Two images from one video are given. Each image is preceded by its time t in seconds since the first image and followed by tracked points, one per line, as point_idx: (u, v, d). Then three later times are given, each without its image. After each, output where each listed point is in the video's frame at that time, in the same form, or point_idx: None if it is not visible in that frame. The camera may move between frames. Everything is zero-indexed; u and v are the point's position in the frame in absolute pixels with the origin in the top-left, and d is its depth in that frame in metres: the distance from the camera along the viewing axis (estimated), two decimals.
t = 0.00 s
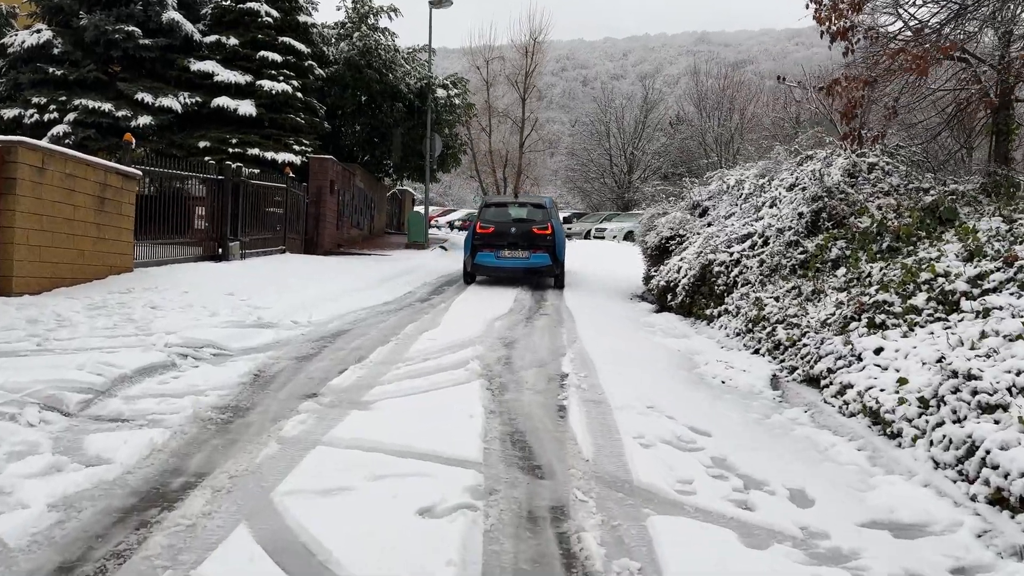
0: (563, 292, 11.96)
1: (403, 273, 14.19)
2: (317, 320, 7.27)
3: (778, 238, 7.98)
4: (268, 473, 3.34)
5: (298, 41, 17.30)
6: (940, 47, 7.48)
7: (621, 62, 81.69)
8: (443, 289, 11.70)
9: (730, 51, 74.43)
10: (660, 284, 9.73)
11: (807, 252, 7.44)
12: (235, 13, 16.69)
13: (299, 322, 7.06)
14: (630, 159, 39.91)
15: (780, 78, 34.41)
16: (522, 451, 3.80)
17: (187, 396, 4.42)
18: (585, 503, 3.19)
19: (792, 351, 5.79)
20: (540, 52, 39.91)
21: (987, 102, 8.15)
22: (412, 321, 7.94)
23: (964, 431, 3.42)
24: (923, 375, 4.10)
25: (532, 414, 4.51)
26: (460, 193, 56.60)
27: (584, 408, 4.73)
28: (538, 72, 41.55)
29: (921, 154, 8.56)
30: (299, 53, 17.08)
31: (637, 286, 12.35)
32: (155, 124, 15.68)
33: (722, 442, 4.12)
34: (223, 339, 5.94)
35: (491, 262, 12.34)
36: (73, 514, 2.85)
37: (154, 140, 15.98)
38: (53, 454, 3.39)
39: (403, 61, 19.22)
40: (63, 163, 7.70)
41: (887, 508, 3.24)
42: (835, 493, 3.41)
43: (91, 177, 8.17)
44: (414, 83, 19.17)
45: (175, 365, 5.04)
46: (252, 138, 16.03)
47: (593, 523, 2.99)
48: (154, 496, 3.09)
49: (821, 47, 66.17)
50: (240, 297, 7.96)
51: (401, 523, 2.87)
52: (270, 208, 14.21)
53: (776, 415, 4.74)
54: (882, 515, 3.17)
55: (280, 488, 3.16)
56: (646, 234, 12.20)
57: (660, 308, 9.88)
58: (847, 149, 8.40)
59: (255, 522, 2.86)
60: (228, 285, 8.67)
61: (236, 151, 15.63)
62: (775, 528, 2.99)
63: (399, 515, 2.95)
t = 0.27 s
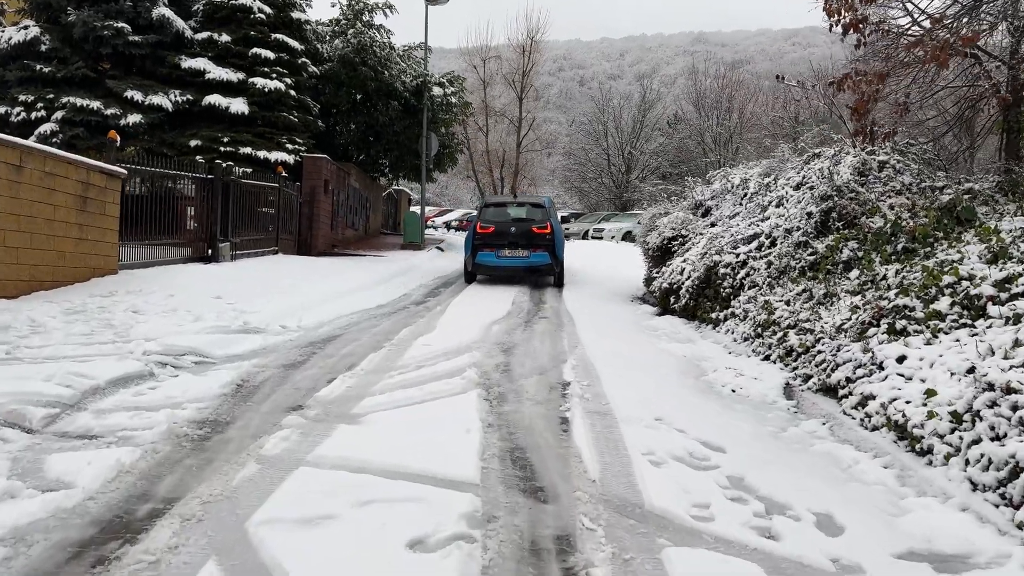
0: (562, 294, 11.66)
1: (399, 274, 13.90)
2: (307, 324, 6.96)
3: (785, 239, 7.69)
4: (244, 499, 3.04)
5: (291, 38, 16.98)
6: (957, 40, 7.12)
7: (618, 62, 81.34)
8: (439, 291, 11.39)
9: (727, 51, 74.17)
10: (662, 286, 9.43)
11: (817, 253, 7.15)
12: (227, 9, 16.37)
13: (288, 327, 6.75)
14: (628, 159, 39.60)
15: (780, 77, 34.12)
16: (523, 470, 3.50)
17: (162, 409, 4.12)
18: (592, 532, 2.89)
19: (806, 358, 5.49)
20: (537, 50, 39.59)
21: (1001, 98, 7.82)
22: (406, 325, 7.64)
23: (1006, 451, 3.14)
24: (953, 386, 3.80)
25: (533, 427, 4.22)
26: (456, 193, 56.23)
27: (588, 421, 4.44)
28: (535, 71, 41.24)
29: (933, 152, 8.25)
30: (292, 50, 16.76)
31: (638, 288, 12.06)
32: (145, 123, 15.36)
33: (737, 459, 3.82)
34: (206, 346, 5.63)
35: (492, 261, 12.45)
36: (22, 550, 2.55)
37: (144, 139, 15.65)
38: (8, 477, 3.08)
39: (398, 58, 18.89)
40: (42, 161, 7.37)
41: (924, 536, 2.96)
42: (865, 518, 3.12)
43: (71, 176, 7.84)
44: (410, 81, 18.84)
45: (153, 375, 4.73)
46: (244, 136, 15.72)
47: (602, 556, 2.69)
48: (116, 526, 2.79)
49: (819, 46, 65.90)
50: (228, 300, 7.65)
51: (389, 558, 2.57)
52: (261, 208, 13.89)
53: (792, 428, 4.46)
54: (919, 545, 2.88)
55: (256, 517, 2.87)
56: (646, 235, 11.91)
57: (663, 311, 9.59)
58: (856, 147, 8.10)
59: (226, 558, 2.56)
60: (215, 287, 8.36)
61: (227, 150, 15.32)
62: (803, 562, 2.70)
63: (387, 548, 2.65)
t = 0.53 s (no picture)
0: (563, 296, 11.39)
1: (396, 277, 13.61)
2: (299, 331, 6.68)
3: (796, 240, 7.42)
4: (223, 531, 2.75)
5: (286, 36, 16.68)
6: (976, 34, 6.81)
7: (616, 61, 81.02)
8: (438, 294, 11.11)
9: (726, 51, 73.91)
10: (667, 289, 9.16)
11: (830, 255, 6.88)
12: (220, 7, 16.09)
13: (280, 334, 6.46)
14: (628, 159, 39.32)
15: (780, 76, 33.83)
16: (530, 495, 3.22)
17: (140, 426, 3.83)
18: (608, 568, 2.61)
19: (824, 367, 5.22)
20: (536, 50, 39.31)
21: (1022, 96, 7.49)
22: (403, 331, 7.35)
23: None
24: (992, 401, 3.52)
25: (538, 444, 3.93)
26: (454, 193, 55.89)
27: (596, 436, 4.16)
28: (533, 71, 40.94)
29: (947, 150, 7.96)
30: (287, 48, 16.46)
31: (640, 291, 11.79)
32: (137, 122, 15.06)
33: (760, 480, 3.54)
34: (192, 356, 5.34)
35: (494, 261, 12.61)
36: None
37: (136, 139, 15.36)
38: None
39: (395, 57, 18.60)
40: (24, 161, 7.09)
41: (974, 570, 2.68)
42: (907, 550, 2.84)
43: (55, 176, 7.55)
44: (407, 80, 18.54)
45: (132, 388, 4.45)
46: (238, 136, 15.43)
47: None
48: (79, 564, 2.50)
49: (818, 45, 65.63)
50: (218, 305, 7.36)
51: None
52: (256, 209, 13.62)
53: (815, 443, 4.18)
54: None
55: (235, 552, 2.58)
56: (649, 236, 11.62)
57: (667, 315, 9.31)
58: (868, 145, 7.83)
59: None
60: (205, 292, 8.07)
61: (221, 150, 15.02)
62: None
63: None
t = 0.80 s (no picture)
0: (564, 298, 11.08)
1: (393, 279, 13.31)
2: (290, 337, 6.38)
3: (809, 241, 7.13)
4: (192, 570, 2.44)
5: (281, 34, 16.36)
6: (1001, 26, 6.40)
7: (615, 61, 80.67)
8: (436, 296, 10.79)
9: (725, 49, 73.56)
10: (672, 291, 8.85)
11: (845, 256, 6.59)
12: (214, 4, 15.80)
13: (270, 341, 6.16)
14: (628, 158, 38.99)
15: (781, 74, 33.52)
16: (536, 524, 2.92)
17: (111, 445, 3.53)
18: None
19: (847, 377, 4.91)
20: (535, 49, 38.99)
21: None
22: (399, 336, 7.05)
23: None
24: None
25: (544, 463, 3.63)
26: (453, 194, 55.55)
27: (606, 452, 3.86)
28: (532, 70, 40.61)
29: (964, 146, 7.63)
30: (282, 46, 16.14)
31: (644, 293, 11.49)
32: (128, 121, 14.75)
33: (788, 504, 3.24)
34: (175, 366, 5.04)
35: (496, 261, 13.11)
36: None
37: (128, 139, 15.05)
38: None
39: (392, 55, 18.28)
40: (3, 160, 6.78)
41: None
42: None
43: (36, 176, 7.25)
44: (404, 78, 18.21)
45: (107, 402, 4.15)
46: (232, 135, 15.11)
47: None
48: None
49: (818, 45, 65.31)
50: (206, 311, 7.05)
51: None
52: (250, 210, 13.31)
53: (841, 460, 3.87)
54: None
55: None
56: (653, 236, 11.31)
57: (673, 318, 9.01)
58: (883, 141, 7.51)
59: None
60: (194, 297, 7.76)
61: (215, 150, 14.71)
62: None
63: None
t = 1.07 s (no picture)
0: (565, 301, 10.78)
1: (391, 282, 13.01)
2: (280, 344, 6.08)
3: (821, 242, 6.84)
4: None
5: (276, 32, 16.08)
6: None
7: (615, 61, 80.26)
8: (435, 299, 10.50)
9: (726, 48, 73.22)
10: (678, 293, 8.56)
11: (861, 258, 6.30)
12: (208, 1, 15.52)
13: (259, 350, 5.87)
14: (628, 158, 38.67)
15: (783, 72, 33.22)
16: (541, 560, 2.63)
17: (77, 468, 3.24)
18: None
19: (870, 387, 4.60)
20: (534, 48, 38.68)
21: None
22: (395, 342, 6.76)
23: None
24: None
25: (547, 486, 3.33)
26: (453, 194, 55.22)
27: (615, 473, 3.57)
28: (532, 69, 40.30)
29: (982, 143, 7.33)
30: (277, 44, 15.84)
31: (647, 295, 11.19)
32: (120, 121, 14.46)
33: (816, 533, 2.95)
34: (154, 378, 4.75)
35: (497, 261, 13.15)
36: None
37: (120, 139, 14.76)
38: None
39: (390, 54, 17.97)
40: None
41: None
42: None
43: (17, 177, 6.96)
44: (402, 77, 17.90)
45: (78, 419, 3.86)
46: (226, 135, 14.82)
47: None
48: None
49: (819, 44, 64.95)
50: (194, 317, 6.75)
51: None
52: (244, 211, 13.05)
53: (869, 480, 3.58)
54: None
55: None
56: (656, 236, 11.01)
57: (678, 322, 8.72)
58: (897, 138, 7.22)
59: None
60: (181, 302, 7.47)
61: (208, 150, 14.42)
62: None
63: None
